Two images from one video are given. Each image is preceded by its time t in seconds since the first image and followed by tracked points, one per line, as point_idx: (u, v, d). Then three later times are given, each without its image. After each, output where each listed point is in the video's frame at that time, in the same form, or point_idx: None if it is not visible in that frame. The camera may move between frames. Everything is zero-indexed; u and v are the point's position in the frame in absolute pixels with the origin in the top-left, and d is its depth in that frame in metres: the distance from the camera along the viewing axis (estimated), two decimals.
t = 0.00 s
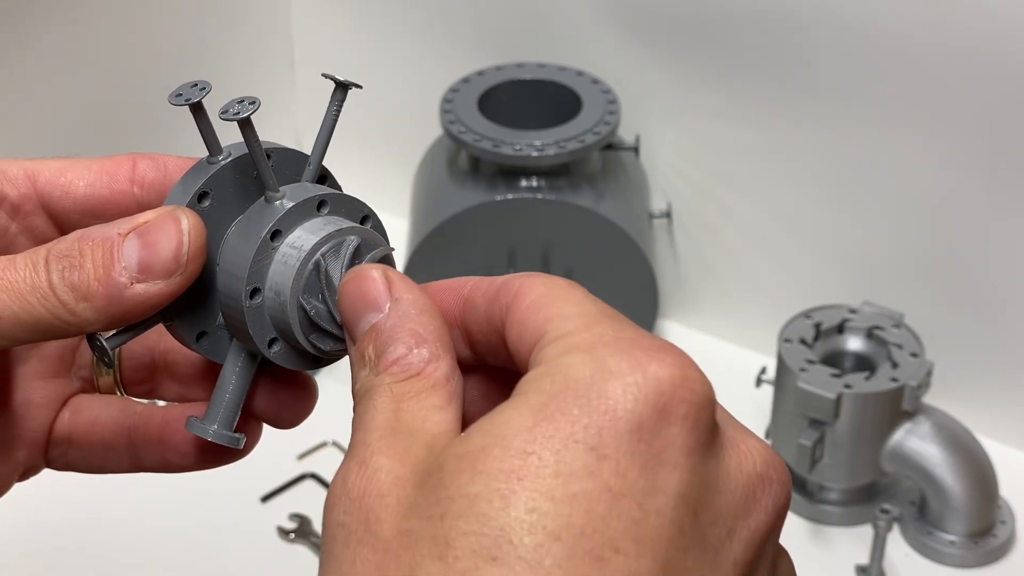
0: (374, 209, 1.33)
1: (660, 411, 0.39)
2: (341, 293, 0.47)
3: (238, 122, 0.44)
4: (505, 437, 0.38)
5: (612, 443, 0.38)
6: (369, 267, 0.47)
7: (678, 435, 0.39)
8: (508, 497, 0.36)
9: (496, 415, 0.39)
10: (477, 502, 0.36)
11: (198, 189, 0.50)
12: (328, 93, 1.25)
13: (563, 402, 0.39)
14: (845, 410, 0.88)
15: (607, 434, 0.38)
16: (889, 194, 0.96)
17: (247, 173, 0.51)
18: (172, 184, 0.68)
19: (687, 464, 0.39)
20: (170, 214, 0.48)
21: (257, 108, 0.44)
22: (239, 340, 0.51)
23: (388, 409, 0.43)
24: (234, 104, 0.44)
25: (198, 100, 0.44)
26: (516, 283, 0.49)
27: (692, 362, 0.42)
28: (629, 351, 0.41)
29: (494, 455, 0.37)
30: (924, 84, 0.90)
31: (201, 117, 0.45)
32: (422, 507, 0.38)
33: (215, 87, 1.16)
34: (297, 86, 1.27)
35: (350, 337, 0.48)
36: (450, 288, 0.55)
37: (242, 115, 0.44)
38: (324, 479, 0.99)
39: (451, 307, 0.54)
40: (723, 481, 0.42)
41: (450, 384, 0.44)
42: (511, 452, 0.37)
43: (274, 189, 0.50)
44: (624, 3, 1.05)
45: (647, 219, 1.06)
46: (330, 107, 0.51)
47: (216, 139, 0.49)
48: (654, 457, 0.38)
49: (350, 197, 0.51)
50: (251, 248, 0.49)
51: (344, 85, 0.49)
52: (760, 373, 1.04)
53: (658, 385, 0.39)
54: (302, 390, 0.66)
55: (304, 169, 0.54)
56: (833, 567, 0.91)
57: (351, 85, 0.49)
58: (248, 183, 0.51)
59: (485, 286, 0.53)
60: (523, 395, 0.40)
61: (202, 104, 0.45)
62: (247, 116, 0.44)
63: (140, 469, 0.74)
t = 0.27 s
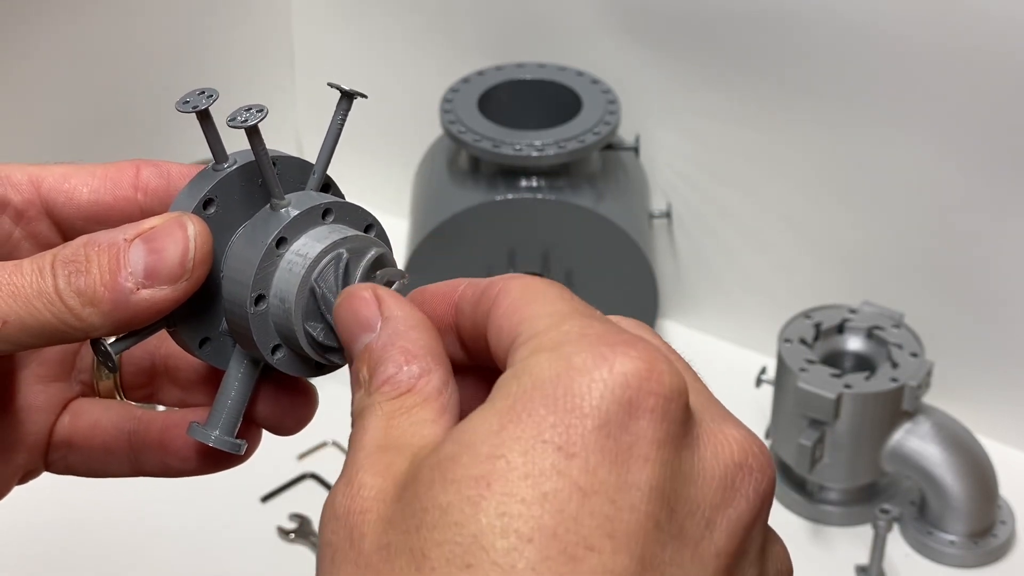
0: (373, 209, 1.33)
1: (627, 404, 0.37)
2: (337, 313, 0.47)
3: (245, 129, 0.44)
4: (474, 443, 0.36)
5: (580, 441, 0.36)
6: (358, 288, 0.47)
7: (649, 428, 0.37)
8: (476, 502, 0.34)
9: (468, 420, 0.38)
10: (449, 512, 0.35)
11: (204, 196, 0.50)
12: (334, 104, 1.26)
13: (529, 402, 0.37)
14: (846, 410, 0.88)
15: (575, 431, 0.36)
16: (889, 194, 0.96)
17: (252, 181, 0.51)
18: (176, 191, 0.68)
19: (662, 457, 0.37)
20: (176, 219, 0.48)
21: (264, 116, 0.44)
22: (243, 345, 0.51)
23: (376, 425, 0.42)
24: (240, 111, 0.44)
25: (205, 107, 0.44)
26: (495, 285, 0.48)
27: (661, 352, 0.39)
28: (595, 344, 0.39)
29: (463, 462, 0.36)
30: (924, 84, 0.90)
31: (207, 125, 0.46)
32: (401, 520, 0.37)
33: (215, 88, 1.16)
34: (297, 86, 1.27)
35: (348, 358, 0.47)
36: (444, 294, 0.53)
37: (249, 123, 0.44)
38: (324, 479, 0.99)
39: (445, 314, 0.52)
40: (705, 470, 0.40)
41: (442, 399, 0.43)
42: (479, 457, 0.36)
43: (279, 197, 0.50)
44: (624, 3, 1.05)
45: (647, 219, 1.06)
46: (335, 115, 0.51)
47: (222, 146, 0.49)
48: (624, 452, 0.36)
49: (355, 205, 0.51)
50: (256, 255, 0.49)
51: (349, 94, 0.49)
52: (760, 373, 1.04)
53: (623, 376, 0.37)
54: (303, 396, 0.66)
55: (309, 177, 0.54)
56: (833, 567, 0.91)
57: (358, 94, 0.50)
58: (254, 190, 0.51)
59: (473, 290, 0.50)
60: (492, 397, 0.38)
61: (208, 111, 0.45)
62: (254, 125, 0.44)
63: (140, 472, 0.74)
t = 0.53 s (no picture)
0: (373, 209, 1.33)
1: (607, 402, 0.36)
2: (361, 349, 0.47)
3: (256, 135, 0.44)
4: (459, 453, 0.36)
5: (562, 444, 0.35)
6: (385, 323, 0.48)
7: (631, 424, 0.36)
8: (462, 512, 0.34)
9: (454, 430, 0.38)
10: (436, 523, 0.35)
11: (213, 200, 0.50)
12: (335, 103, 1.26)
13: (510, 411, 0.37)
14: (845, 410, 0.88)
15: (556, 435, 0.35)
16: (889, 194, 0.97)
17: (260, 185, 0.51)
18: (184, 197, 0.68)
19: (648, 452, 0.36)
20: (186, 223, 0.48)
21: (275, 121, 0.44)
22: (251, 349, 0.51)
23: (372, 442, 0.42)
24: (251, 116, 0.44)
25: (215, 112, 0.44)
26: (487, 281, 0.46)
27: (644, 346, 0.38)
28: (574, 343, 0.38)
29: (448, 473, 0.36)
30: (925, 85, 0.90)
31: (217, 129, 0.46)
32: (392, 532, 0.37)
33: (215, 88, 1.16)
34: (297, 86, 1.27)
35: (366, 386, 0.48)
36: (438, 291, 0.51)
37: (259, 128, 0.44)
38: (324, 479, 0.99)
39: (441, 315, 0.51)
40: (696, 461, 0.38)
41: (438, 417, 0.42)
42: (462, 468, 0.36)
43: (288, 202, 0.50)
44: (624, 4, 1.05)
45: (646, 219, 1.06)
46: (344, 120, 0.51)
47: (231, 151, 0.50)
48: (608, 451, 0.35)
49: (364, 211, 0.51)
50: (265, 259, 0.49)
51: (357, 99, 0.49)
52: (760, 373, 1.04)
53: (601, 374, 0.36)
54: (309, 399, 0.67)
55: (317, 182, 0.54)
56: (833, 567, 0.91)
57: (367, 100, 0.50)
58: (262, 196, 0.51)
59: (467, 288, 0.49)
60: (476, 405, 0.38)
61: (218, 116, 0.45)
62: (263, 130, 0.44)
63: (146, 475, 0.74)
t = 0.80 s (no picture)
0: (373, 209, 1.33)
1: (621, 405, 0.36)
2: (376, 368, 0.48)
3: (269, 142, 0.44)
4: (474, 458, 0.36)
5: (577, 448, 0.35)
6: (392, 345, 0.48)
7: (646, 428, 0.36)
8: (477, 515, 0.34)
9: (467, 435, 0.37)
10: (451, 528, 0.35)
11: (225, 206, 0.50)
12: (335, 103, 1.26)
13: (524, 415, 0.36)
14: (845, 410, 0.88)
15: (570, 438, 0.35)
16: (889, 195, 0.97)
17: (272, 192, 0.51)
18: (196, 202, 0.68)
19: (663, 455, 0.36)
20: (197, 229, 0.48)
21: (287, 128, 0.44)
22: (261, 354, 0.51)
23: (388, 454, 0.42)
24: (264, 124, 0.44)
25: (227, 118, 0.44)
26: (487, 278, 0.45)
27: (657, 348, 0.38)
28: (587, 346, 0.38)
29: (462, 478, 0.35)
30: (924, 85, 0.90)
31: (229, 135, 0.46)
32: (407, 537, 0.37)
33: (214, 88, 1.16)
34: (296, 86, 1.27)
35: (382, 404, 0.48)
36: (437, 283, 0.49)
37: (272, 135, 0.44)
38: (324, 479, 1.00)
39: (443, 309, 0.49)
40: (712, 462, 0.38)
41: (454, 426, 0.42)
42: (477, 472, 0.35)
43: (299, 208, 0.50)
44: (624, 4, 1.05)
45: (647, 219, 1.06)
46: (355, 127, 0.51)
47: (243, 157, 0.49)
48: (623, 454, 0.35)
49: (375, 218, 0.51)
50: (276, 266, 0.49)
51: (369, 106, 0.49)
52: (760, 373, 1.04)
53: (615, 378, 0.36)
54: (318, 404, 0.67)
55: (328, 189, 0.54)
56: (833, 567, 0.91)
57: (378, 107, 0.50)
58: (274, 202, 0.51)
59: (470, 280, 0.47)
60: (491, 410, 0.38)
61: (231, 122, 0.45)
62: (277, 137, 0.44)
63: (155, 480, 0.74)
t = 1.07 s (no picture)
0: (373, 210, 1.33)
1: (646, 414, 0.35)
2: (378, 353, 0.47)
3: (273, 136, 0.44)
4: (497, 462, 0.35)
5: (601, 455, 0.35)
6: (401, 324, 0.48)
7: (669, 436, 0.35)
8: (501, 519, 0.34)
9: (488, 440, 0.37)
10: (473, 532, 0.34)
11: (230, 201, 0.50)
12: (335, 103, 1.27)
13: (547, 423, 0.36)
14: (845, 411, 0.88)
15: (595, 446, 0.35)
16: (888, 194, 0.97)
17: (276, 187, 0.51)
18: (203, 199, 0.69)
19: (686, 464, 0.36)
20: (202, 225, 0.48)
21: (291, 123, 0.44)
22: (266, 350, 0.52)
23: (397, 448, 0.42)
24: (267, 118, 0.45)
25: (231, 114, 0.44)
26: (502, 299, 0.46)
27: (680, 359, 0.38)
28: (611, 356, 0.37)
29: (486, 481, 0.35)
30: (923, 85, 0.90)
31: (233, 131, 0.46)
32: (426, 541, 0.36)
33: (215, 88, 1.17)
34: (296, 86, 1.27)
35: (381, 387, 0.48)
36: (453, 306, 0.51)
37: (276, 129, 0.44)
38: (324, 479, 1.00)
39: (456, 329, 0.51)
40: (732, 473, 0.38)
41: (461, 420, 0.42)
42: (501, 476, 0.35)
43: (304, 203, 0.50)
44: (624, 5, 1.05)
45: (646, 219, 1.06)
46: (360, 123, 0.51)
47: (247, 152, 0.50)
48: (647, 462, 0.35)
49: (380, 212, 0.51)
50: (281, 261, 0.49)
51: (374, 102, 0.49)
52: (760, 373, 1.04)
53: (640, 387, 0.36)
54: (324, 401, 0.67)
55: (333, 184, 0.54)
56: (832, 566, 0.91)
57: (382, 103, 0.50)
58: (279, 198, 0.52)
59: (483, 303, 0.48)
60: (512, 416, 0.37)
61: (234, 117, 0.46)
62: (281, 131, 0.44)
63: (162, 477, 0.74)
